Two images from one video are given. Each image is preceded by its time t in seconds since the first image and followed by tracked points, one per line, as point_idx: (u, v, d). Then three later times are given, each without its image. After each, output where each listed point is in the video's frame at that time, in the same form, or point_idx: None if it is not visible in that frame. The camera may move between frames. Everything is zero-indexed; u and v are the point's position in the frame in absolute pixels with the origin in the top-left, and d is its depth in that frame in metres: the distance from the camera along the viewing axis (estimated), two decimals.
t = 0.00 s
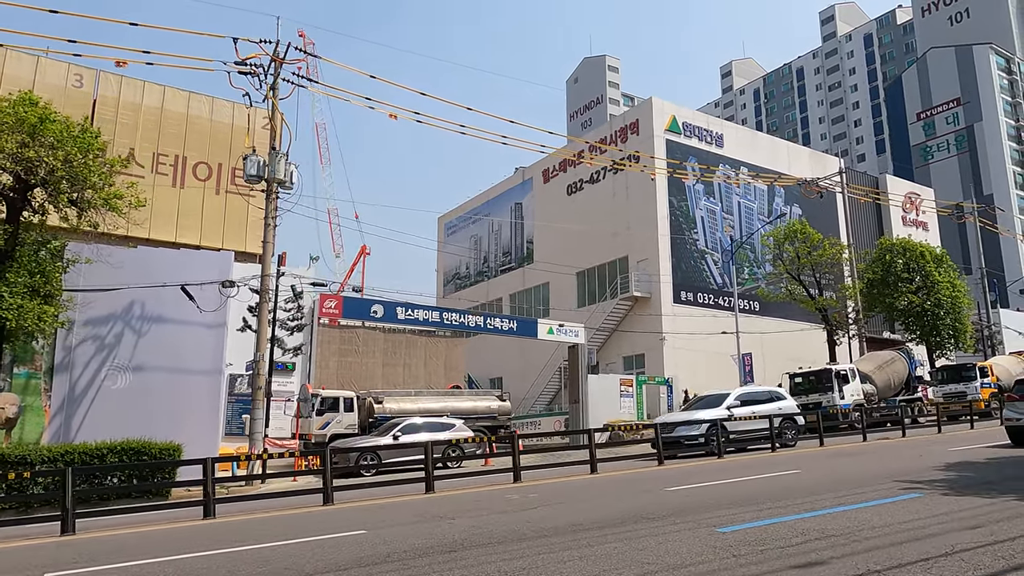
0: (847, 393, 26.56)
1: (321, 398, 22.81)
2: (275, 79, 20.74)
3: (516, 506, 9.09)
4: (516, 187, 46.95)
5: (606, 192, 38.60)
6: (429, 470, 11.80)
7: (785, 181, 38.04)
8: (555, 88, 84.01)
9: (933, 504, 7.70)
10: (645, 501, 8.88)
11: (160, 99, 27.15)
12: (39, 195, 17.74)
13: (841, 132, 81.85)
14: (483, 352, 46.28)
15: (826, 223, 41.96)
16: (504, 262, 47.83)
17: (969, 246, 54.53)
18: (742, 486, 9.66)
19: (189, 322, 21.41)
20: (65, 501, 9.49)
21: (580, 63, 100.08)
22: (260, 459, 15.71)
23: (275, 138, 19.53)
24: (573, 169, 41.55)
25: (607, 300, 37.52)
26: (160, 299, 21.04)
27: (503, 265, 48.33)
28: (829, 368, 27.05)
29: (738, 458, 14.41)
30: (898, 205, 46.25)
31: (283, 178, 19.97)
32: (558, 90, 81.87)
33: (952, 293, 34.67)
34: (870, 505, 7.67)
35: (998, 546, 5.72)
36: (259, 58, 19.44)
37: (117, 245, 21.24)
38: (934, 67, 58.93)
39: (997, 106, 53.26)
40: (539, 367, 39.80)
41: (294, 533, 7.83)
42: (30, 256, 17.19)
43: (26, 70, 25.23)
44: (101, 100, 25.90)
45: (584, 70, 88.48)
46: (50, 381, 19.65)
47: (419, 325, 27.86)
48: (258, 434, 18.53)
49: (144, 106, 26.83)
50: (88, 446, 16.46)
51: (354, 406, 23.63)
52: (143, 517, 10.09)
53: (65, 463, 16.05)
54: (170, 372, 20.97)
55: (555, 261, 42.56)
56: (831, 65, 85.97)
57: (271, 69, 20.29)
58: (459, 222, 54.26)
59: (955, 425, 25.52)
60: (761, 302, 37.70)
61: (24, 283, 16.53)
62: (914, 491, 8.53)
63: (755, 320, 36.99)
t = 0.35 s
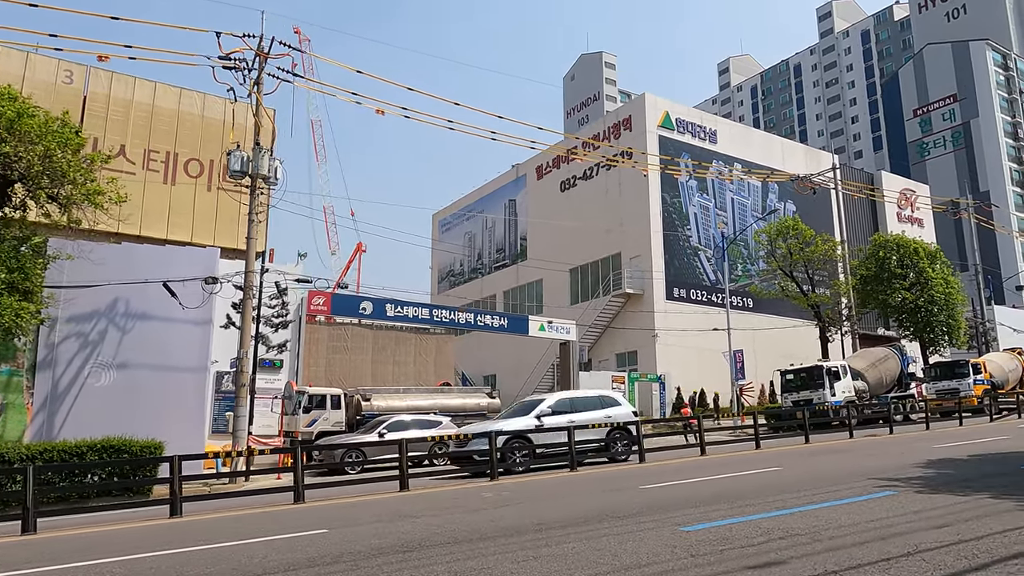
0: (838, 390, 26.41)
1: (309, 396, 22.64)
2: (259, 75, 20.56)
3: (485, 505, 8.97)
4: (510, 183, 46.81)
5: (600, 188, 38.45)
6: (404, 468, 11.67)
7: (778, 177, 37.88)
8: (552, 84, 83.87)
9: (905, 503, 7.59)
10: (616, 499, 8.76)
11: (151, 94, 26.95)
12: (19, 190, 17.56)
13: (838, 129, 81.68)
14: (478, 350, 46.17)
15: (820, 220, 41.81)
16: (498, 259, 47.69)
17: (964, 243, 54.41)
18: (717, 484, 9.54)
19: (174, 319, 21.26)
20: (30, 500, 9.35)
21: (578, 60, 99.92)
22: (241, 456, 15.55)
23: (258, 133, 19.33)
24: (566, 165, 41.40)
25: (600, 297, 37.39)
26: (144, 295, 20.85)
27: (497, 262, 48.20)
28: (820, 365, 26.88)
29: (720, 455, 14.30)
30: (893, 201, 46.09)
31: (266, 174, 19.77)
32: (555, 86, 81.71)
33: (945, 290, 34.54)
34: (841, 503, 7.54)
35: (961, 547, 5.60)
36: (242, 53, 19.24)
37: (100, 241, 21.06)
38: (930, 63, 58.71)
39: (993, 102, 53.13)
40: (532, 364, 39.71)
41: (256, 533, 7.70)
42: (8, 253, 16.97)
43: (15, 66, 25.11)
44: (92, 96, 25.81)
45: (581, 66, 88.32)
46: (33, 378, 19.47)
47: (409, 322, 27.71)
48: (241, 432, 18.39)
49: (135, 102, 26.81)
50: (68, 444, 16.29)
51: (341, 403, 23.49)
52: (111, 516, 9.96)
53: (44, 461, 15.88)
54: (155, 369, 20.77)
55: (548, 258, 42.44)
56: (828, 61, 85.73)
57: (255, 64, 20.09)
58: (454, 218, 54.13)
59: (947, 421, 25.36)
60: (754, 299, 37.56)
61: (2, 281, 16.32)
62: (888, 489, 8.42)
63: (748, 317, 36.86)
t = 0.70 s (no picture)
0: (826, 389, 26.30)
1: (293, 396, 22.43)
2: (241, 72, 20.38)
3: (454, 509, 8.81)
4: (500, 182, 46.65)
5: (589, 187, 38.34)
6: (377, 470, 11.48)
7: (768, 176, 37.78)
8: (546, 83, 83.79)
9: (877, 506, 7.46)
10: (588, 502, 8.60)
11: (138, 91, 30.46)
12: None
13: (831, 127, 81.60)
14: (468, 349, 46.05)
15: (810, 218, 41.72)
16: (488, 258, 47.54)
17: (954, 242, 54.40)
18: (691, 487, 9.39)
19: (156, 318, 21.03)
20: None
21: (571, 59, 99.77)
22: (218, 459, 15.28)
23: (239, 131, 19.14)
24: (556, 164, 41.25)
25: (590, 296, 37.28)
26: (125, 294, 20.61)
27: (487, 260, 48.07)
28: (808, 364, 26.78)
29: (702, 456, 14.15)
30: (885, 200, 46.09)
31: (248, 172, 19.57)
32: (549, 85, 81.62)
33: (935, 289, 34.54)
34: (812, 507, 7.40)
35: (927, 554, 5.45)
36: (223, 49, 19.04)
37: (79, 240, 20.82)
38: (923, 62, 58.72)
39: (985, 101, 53.14)
40: (521, 363, 39.59)
41: (215, 539, 7.53)
42: None
43: None
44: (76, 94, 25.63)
45: (574, 65, 88.15)
46: (11, 379, 19.21)
47: (396, 321, 27.51)
48: (221, 433, 18.20)
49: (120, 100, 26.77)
50: (43, 445, 16.04)
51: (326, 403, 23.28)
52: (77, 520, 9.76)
53: (18, 462, 15.65)
54: (136, 369, 20.53)
55: (538, 256, 42.31)
56: (822, 59, 85.69)
57: (236, 61, 19.91)
58: (445, 217, 53.95)
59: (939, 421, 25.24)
60: (744, 297, 37.44)
61: None
62: (863, 492, 8.27)
63: (739, 316, 36.79)
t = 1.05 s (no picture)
0: (817, 389, 26.12)
1: (278, 396, 22.12)
2: (223, 70, 20.08)
3: (422, 513, 8.58)
4: (493, 181, 46.42)
5: (581, 187, 38.13)
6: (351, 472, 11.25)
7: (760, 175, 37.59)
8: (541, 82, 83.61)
9: (852, 511, 7.25)
10: (558, 507, 8.38)
11: (127, 90, 30.14)
12: None
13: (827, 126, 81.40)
14: (460, 349, 45.83)
15: (803, 217, 41.54)
16: (481, 258, 47.31)
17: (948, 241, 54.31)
18: (667, 489, 9.19)
19: (139, 319, 20.60)
20: None
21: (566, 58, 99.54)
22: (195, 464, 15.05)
23: (220, 129, 18.86)
24: (548, 163, 41.03)
25: (582, 296, 37.08)
26: (105, 294, 20.26)
27: (479, 260, 47.86)
28: (798, 364, 26.59)
29: (687, 457, 13.93)
30: (878, 200, 45.95)
31: (230, 171, 19.30)
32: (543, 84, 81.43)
33: (927, 289, 34.37)
34: (786, 512, 7.19)
35: (896, 562, 5.24)
36: (203, 46, 18.77)
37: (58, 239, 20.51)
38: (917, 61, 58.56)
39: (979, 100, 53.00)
40: (512, 363, 39.38)
41: (172, 546, 7.30)
42: None
43: None
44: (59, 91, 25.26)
45: (569, 64, 87.98)
46: None
47: (384, 322, 27.23)
48: (201, 434, 17.95)
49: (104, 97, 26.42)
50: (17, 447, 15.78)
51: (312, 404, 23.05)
52: (42, 525, 9.55)
53: None
54: (116, 370, 20.22)
55: (530, 256, 42.10)
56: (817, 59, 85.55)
57: (218, 58, 19.62)
58: (437, 217, 53.72)
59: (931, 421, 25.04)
60: (736, 297, 37.30)
61: None
62: (840, 496, 8.04)
63: (731, 315, 36.63)
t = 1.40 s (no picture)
0: (807, 387, 26.01)
1: (264, 394, 21.96)
2: (207, 65, 19.88)
3: (391, 513, 8.41)
4: (485, 179, 46.25)
5: (573, 184, 37.95)
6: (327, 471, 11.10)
7: (752, 171, 37.43)
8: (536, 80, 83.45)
9: (824, 511, 7.11)
10: (528, 506, 8.22)
11: (117, 87, 30.00)
12: None
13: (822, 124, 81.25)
14: (453, 347, 45.67)
15: (796, 215, 41.43)
16: (474, 255, 47.17)
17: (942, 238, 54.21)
18: (641, 488, 9.04)
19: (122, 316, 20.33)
20: None
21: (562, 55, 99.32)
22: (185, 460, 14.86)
23: (202, 125, 18.68)
24: (541, 160, 40.86)
25: (574, 293, 36.95)
26: (88, 291, 19.93)
27: (472, 258, 47.72)
28: (789, 362, 26.48)
29: (669, 456, 13.76)
30: (872, 197, 45.84)
31: (213, 167, 19.14)
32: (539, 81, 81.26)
33: (919, 286, 34.24)
34: (757, 512, 7.05)
35: (860, 564, 5.09)
36: (184, 42, 18.57)
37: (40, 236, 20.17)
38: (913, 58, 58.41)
39: (973, 97, 52.90)
40: (505, 361, 39.25)
41: (131, 547, 7.15)
42: None
43: None
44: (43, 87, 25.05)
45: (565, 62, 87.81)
46: None
47: (372, 319, 27.06)
48: (183, 433, 17.73)
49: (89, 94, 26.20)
50: None
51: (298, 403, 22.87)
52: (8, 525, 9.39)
53: None
54: (99, 368, 19.88)
55: (523, 254, 41.96)
56: (812, 56, 85.45)
57: (200, 53, 19.43)
58: (430, 214, 53.57)
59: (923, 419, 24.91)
60: (729, 294, 37.18)
61: None
62: (814, 495, 7.89)
63: (723, 313, 36.50)
